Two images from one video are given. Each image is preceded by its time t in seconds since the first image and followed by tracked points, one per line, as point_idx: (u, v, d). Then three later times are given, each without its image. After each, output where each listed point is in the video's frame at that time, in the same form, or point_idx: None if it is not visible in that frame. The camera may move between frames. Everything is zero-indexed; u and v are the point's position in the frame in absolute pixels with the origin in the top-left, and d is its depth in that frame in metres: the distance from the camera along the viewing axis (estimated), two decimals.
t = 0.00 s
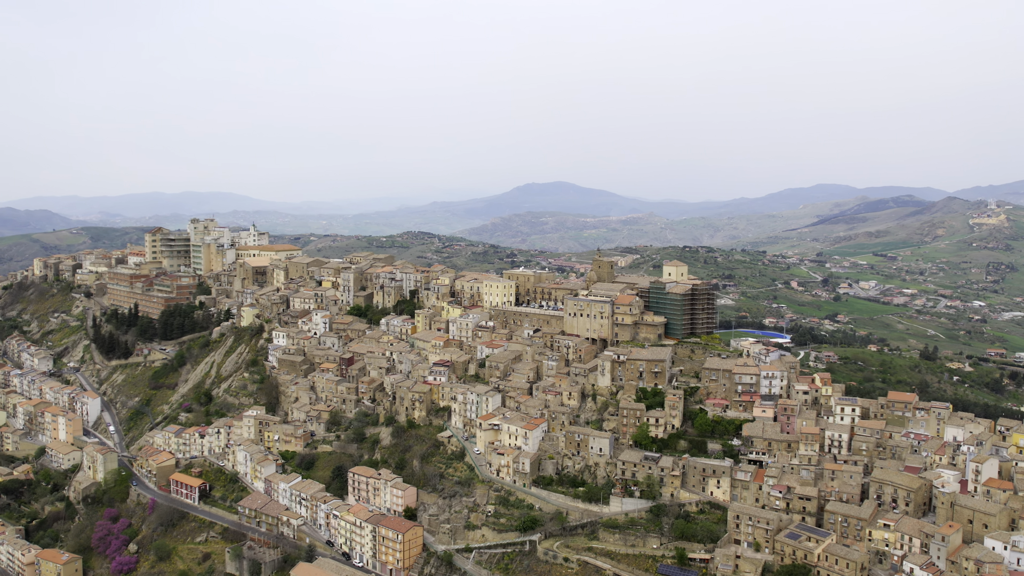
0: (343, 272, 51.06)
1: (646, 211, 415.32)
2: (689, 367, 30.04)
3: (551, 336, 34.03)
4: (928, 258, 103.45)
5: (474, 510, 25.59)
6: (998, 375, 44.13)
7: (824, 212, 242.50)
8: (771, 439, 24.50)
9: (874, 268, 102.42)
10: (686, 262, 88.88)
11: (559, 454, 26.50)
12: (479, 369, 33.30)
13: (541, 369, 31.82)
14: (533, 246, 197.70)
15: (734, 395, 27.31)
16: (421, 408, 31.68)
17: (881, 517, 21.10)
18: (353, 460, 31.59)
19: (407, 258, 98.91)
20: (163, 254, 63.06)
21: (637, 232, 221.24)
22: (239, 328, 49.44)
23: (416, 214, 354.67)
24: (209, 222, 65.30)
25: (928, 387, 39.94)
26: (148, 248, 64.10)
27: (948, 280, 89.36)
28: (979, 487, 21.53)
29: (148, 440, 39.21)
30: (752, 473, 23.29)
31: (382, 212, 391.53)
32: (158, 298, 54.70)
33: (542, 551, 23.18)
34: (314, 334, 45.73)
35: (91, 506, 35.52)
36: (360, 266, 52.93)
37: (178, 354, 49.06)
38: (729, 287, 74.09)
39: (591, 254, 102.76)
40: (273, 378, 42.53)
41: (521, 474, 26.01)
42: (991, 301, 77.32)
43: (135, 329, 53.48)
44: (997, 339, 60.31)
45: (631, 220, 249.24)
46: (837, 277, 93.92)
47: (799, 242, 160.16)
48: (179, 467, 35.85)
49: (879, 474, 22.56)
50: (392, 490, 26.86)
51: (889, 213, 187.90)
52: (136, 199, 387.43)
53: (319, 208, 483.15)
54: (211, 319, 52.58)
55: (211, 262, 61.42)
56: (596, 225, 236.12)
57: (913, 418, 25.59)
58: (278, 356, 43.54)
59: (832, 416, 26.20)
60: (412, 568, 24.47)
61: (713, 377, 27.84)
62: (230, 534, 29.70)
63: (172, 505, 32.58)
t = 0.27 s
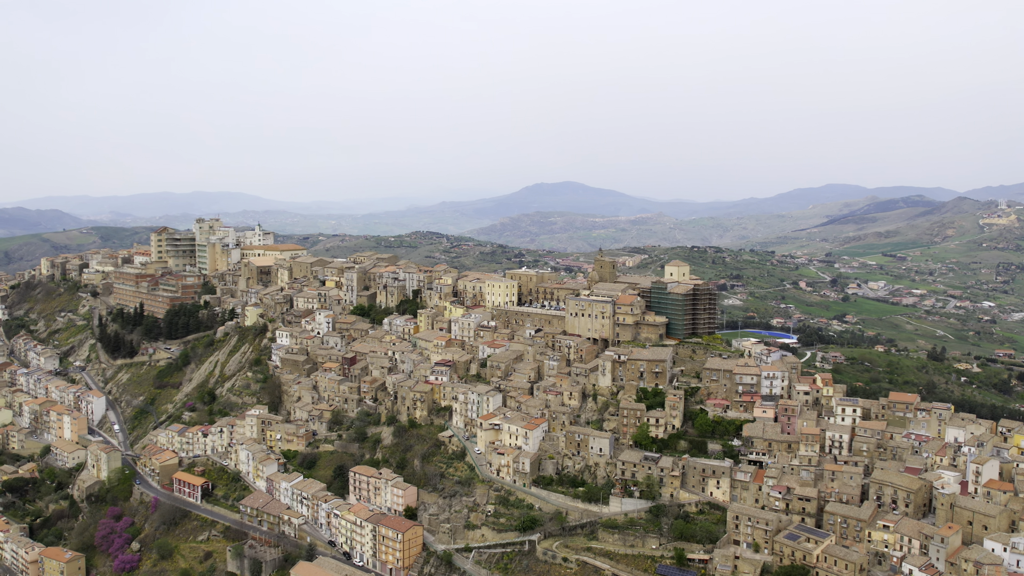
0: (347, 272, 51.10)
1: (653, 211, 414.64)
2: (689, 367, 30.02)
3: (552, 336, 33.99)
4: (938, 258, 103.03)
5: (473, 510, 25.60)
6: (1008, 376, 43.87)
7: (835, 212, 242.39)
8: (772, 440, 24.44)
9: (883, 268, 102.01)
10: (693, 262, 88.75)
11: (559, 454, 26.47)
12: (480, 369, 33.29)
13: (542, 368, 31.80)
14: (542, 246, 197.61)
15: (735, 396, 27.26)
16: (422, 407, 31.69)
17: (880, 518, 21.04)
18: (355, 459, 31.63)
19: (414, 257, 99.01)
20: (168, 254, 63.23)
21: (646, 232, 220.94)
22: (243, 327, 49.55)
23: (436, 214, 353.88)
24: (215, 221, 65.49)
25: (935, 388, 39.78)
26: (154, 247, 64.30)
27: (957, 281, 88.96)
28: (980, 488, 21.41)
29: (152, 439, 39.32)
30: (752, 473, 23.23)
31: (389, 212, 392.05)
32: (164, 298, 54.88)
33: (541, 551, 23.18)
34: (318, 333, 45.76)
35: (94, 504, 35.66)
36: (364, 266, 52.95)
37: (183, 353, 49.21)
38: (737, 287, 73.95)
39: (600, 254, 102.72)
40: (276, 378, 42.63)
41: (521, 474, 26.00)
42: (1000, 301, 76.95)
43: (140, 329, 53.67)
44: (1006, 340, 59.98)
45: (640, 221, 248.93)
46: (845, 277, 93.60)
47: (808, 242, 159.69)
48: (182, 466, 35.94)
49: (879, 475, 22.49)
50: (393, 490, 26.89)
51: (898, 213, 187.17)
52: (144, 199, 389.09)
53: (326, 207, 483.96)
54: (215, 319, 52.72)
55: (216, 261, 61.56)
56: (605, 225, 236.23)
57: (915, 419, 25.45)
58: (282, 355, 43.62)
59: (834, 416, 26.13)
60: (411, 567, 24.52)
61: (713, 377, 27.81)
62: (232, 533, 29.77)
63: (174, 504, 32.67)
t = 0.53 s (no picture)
0: (349, 271, 51.11)
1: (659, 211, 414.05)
2: (689, 368, 29.99)
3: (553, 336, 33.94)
4: (947, 258, 102.64)
5: (472, 509, 25.59)
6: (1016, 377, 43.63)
7: (844, 212, 241.74)
8: (771, 440, 24.38)
9: (891, 268, 101.64)
10: (700, 262, 88.57)
11: (559, 454, 26.46)
12: (481, 369, 33.28)
13: (542, 369, 31.80)
14: (550, 246, 197.56)
15: (734, 396, 27.21)
16: (422, 407, 31.69)
17: (879, 519, 20.99)
18: (355, 459, 31.67)
19: (421, 257, 99.01)
20: (173, 254, 63.37)
21: (654, 232, 220.67)
22: (246, 327, 49.65)
23: (442, 214, 353.87)
24: (219, 221, 65.63)
25: (941, 389, 39.61)
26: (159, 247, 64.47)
27: (966, 281, 88.61)
28: (979, 490, 21.32)
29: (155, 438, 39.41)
30: (751, 474, 23.18)
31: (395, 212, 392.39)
32: (168, 297, 55.01)
33: (539, 550, 23.19)
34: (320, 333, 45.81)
35: (97, 502, 35.76)
36: (366, 266, 52.94)
37: (186, 352, 49.32)
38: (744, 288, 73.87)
39: (610, 254, 102.72)
40: (278, 377, 42.71)
41: (520, 474, 26.00)
42: (1009, 302, 76.52)
43: (144, 328, 53.83)
44: (1015, 341, 59.68)
45: (648, 220, 248.71)
46: (853, 277, 93.31)
47: (817, 242, 159.32)
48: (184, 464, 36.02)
49: (878, 475, 22.42)
50: (393, 489, 26.92)
51: (907, 213, 186.58)
52: (150, 199, 390.17)
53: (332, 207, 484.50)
54: (219, 318, 52.84)
55: (220, 261, 61.67)
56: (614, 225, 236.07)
57: (915, 420, 25.35)
58: (284, 355, 43.67)
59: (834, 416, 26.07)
60: (410, 567, 24.56)
61: (713, 377, 27.78)
62: (232, 532, 29.86)
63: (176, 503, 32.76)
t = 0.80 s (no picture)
0: (352, 271, 51.05)
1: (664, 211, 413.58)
2: (688, 368, 29.96)
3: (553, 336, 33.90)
4: (956, 259, 102.33)
5: (471, 509, 25.58)
6: None
7: (852, 212, 241.16)
8: (771, 440, 24.32)
9: (899, 269, 101.33)
10: (707, 262, 88.42)
11: (558, 454, 26.46)
12: (481, 369, 33.26)
13: (542, 368, 31.78)
14: (557, 246, 197.47)
15: (734, 396, 27.15)
16: (423, 407, 31.70)
17: (877, 520, 20.94)
18: (355, 458, 31.69)
19: (427, 257, 99.04)
20: (177, 253, 63.48)
21: (662, 232, 220.41)
22: (249, 326, 49.72)
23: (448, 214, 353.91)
24: (223, 221, 65.71)
25: (947, 389, 39.46)
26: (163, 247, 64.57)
27: (975, 281, 88.33)
28: (978, 491, 21.25)
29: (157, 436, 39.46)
30: (749, 474, 23.14)
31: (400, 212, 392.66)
32: (171, 297, 55.10)
33: (537, 550, 23.18)
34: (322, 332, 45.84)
35: (99, 501, 35.86)
36: (368, 265, 52.92)
37: (189, 352, 49.40)
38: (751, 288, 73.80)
39: (617, 254, 102.67)
40: (281, 376, 42.78)
41: (519, 474, 25.99)
42: (1017, 303, 76.19)
43: (147, 327, 53.95)
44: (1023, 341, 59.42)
45: (655, 220, 248.46)
46: (861, 277, 93.06)
47: (825, 242, 159.01)
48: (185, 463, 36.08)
49: (877, 476, 22.35)
50: (392, 489, 26.96)
51: (916, 213, 186.03)
52: (156, 199, 391.34)
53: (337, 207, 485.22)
54: (222, 318, 52.93)
55: (223, 261, 61.75)
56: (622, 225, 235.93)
57: (914, 421, 25.31)
58: (286, 354, 43.72)
59: (834, 417, 26.03)
60: (409, 566, 24.59)
61: (712, 377, 27.76)
62: (232, 531, 29.91)
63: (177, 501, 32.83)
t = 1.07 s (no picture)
0: (354, 270, 50.98)
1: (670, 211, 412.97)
2: (688, 367, 29.91)
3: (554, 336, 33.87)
4: (965, 259, 101.88)
5: (469, 508, 25.58)
6: None
7: (859, 212, 240.44)
8: (771, 441, 24.23)
9: (907, 269, 100.92)
10: (714, 262, 88.20)
11: (557, 454, 26.47)
12: (481, 368, 33.24)
13: (542, 368, 31.76)
14: (565, 246, 197.30)
15: (734, 396, 27.07)
16: (423, 407, 31.71)
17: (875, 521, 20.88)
18: (355, 458, 31.71)
19: (433, 257, 99.03)
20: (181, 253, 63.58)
21: (670, 232, 220.08)
22: (251, 326, 49.80)
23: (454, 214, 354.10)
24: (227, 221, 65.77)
25: (953, 390, 39.28)
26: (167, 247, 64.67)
27: (984, 282, 87.95)
28: (977, 491, 21.18)
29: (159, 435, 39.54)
30: (748, 475, 23.10)
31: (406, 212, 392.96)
32: (175, 296, 55.22)
33: (535, 550, 23.17)
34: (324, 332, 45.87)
35: (102, 499, 35.98)
36: (371, 265, 52.89)
37: (192, 351, 49.51)
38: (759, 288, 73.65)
39: (625, 254, 102.59)
40: (283, 375, 42.82)
41: (518, 474, 25.98)
42: None
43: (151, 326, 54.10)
44: None
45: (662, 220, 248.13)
46: (869, 278, 92.75)
47: (834, 243, 158.48)
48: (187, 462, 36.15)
49: (875, 476, 22.29)
50: (391, 488, 26.99)
51: (924, 213, 185.29)
52: (162, 199, 392.61)
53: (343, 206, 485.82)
54: (225, 317, 53.02)
55: (227, 260, 61.81)
56: (628, 225, 235.71)
57: (914, 422, 25.24)
58: (288, 354, 43.76)
59: (835, 418, 25.99)
60: (408, 566, 24.63)
61: (712, 377, 27.73)
62: (233, 529, 29.96)
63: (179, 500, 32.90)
